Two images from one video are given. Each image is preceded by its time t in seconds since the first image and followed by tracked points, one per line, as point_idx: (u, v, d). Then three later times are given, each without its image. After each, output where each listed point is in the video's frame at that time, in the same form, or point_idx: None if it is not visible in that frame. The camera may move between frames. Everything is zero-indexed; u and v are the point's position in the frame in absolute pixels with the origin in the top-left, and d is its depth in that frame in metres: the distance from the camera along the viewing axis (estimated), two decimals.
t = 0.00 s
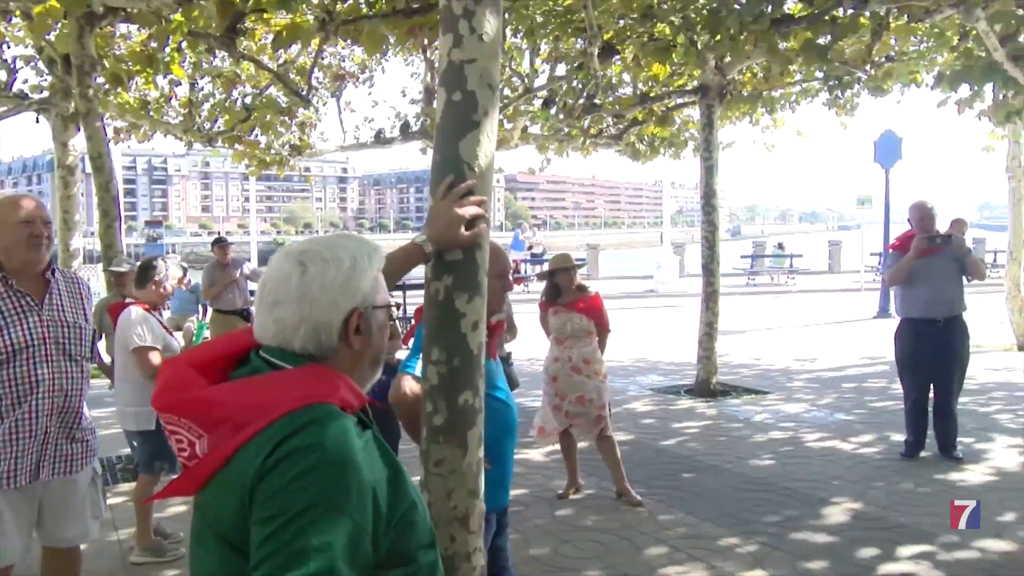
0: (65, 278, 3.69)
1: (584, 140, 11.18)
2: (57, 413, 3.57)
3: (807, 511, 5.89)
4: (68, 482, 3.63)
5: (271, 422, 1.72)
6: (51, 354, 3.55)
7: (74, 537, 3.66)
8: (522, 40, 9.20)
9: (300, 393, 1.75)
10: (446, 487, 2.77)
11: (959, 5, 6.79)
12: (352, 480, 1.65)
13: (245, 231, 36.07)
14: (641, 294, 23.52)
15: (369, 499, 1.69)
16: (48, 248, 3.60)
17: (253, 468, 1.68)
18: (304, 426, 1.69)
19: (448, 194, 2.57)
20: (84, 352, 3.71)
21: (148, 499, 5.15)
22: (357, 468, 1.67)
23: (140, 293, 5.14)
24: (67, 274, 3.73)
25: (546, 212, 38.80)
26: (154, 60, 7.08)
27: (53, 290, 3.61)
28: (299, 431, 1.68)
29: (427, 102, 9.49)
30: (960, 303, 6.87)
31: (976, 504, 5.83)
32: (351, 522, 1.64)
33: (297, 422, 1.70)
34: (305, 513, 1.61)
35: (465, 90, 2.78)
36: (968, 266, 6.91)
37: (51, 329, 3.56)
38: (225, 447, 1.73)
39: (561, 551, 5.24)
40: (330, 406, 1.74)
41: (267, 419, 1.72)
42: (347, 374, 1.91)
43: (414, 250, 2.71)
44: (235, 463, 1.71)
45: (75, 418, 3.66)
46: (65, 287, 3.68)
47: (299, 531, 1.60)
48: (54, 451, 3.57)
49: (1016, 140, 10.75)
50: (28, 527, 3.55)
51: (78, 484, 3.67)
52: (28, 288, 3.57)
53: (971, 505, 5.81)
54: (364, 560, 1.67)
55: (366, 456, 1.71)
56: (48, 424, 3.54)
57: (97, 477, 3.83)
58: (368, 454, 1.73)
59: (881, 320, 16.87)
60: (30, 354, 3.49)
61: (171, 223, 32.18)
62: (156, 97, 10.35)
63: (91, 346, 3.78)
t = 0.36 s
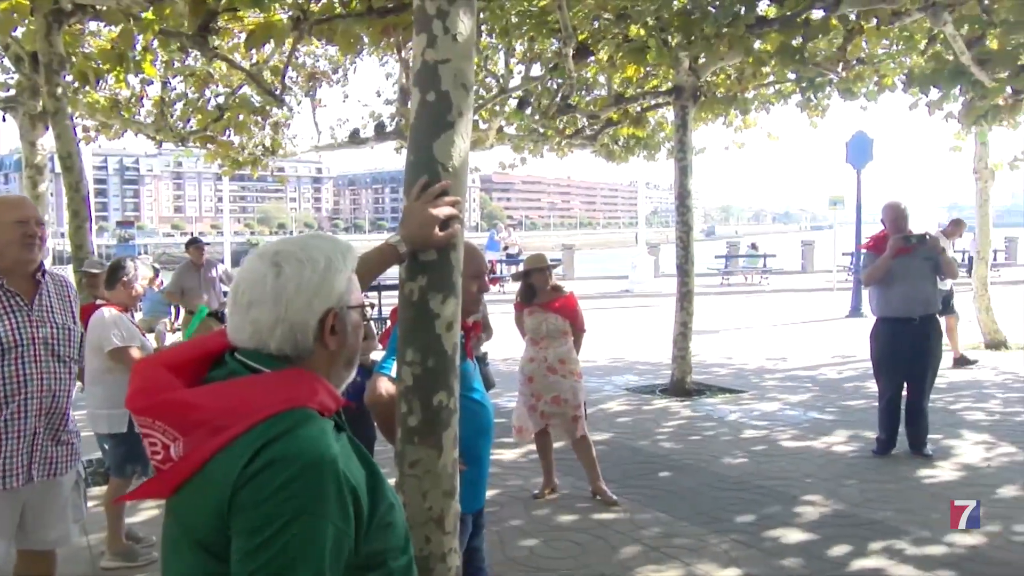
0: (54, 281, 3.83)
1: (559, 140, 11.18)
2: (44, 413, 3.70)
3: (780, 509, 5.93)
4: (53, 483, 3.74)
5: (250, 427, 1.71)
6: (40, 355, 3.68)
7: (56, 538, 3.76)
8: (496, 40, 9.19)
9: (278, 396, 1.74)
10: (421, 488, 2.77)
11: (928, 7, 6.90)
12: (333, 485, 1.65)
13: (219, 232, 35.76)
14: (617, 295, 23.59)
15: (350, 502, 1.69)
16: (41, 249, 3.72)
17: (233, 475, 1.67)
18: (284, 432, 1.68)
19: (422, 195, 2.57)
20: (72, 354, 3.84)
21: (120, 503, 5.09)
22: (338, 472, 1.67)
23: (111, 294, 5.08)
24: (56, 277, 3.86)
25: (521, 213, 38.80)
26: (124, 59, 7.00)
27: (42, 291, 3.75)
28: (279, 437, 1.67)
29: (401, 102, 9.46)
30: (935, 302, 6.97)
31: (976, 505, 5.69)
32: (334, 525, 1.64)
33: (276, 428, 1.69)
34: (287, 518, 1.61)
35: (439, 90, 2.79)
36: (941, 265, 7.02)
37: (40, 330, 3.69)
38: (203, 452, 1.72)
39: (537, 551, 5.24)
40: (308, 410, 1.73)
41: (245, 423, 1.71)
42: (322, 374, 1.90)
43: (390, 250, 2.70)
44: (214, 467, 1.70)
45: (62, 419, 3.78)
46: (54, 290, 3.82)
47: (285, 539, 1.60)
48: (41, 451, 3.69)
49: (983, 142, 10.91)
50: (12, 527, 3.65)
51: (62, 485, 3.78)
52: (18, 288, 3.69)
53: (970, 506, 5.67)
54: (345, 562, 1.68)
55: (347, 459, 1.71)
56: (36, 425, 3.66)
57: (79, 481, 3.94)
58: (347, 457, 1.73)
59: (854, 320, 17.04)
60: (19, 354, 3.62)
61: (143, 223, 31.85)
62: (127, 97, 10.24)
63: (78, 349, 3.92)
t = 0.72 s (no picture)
0: (22, 284, 3.78)
1: (533, 141, 11.17)
2: (10, 418, 3.65)
3: (753, 506, 5.98)
4: (18, 489, 3.69)
5: (215, 434, 1.69)
6: (6, 359, 3.64)
7: (20, 545, 3.68)
8: (470, 40, 9.16)
9: (244, 401, 1.73)
10: (394, 489, 2.76)
11: (895, 11, 7.00)
12: (300, 492, 1.64)
13: (190, 232, 35.39)
14: (591, 295, 23.66)
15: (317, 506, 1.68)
16: (11, 251, 3.70)
17: (198, 484, 1.65)
18: (250, 440, 1.66)
19: (394, 195, 2.56)
20: (39, 358, 3.79)
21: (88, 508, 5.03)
22: (305, 477, 1.66)
23: (79, 295, 5.01)
24: (25, 281, 3.81)
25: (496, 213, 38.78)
26: (91, 57, 6.89)
27: (10, 292, 3.70)
28: (245, 445, 1.65)
29: (374, 102, 9.41)
30: (904, 302, 7.06)
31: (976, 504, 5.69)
32: (301, 532, 1.64)
33: (242, 434, 1.67)
34: (253, 524, 1.60)
35: (411, 90, 2.78)
36: (910, 265, 7.09)
37: (6, 332, 3.65)
38: (167, 458, 1.70)
39: (511, 551, 5.24)
40: (274, 416, 1.72)
41: (210, 429, 1.69)
42: (290, 377, 1.89)
43: (361, 251, 2.69)
44: (179, 473, 1.68)
45: (29, 424, 3.72)
46: (22, 292, 3.77)
47: (253, 547, 1.60)
48: (7, 456, 3.64)
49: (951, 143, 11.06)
50: None
51: (29, 491, 3.73)
52: None
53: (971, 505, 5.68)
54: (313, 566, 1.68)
55: (315, 465, 1.70)
56: (2, 429, 3.61)
57: (45, 487, 3.88)
58: (314, 461, 1.73)
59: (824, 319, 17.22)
60: None
61: (112, 224, 31.44)
62: (94, 95, 10.09)
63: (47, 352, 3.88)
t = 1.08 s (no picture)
0: None
1: (501, 141, 11.15)
2: None
3: (720, 504, 6.04)
4: None
5: (181, 439, 1.67)
6: None
7: None
8: (438, 40, 9.13)
9: (210, 406, 1.71)
10: (360, 491, 2.76)
11: (856, 15, 7.11)
12: (268, 497, 1.64)
13: (153, 233, 34.90)
14: (558, 295, 23.72)
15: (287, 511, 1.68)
16: None
17: (165, 491, 1.63)
18: (217, 445, 1.65)
19: (360, 196, 2.54)
20: None
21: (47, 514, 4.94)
22: (273, 482, 1.65)
23: (38, 297, 4.92)
24: None
25: (463, 214, 38.71)
26: (49, 55, 6.76)
27: None
28: (212, 450, 1.64)
29: (340, 102, 9.35)
30: (867, 301, 7.16)
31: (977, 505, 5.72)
32: (272, 537, 1.63)
33: (209, 439, 1.66)
34: (223, 530, 1.59)
35: (376, 90, 2.77)
36: (874, 265, 7.19)
37: None
38: (132, 464, 1.68)
39: (480, 552, 5.24)
40: (241, 420, 1.71)
41: (176, 434, 1.68)
42: (256, 380, 1.87)
43: (324, 254, 2.59)
44: (144, 480, 1.66)
45: None
46: None
47: (223, 554, 1.58)
48: None
49: (912, 145, 11.25)
50: None
51: None
52: None
53: (973, 506, 5.71)
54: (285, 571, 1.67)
55: (283, 469, 1.69)
56: None
57: None
58: (282, 465, 1.72)
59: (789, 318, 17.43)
60: None
61: (73, 224, 30.91)
62: (53, 94, 9.90)
63: None
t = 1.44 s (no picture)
0: None
1: (462, 142, 11.12)
2: None
3: (680, 502, 6.08)
4: None
5: (143, 443, 1.65)
6: None
7: None
8: (399, 40, 9.09)
9: (172, 407, 1.69)
10: (320, 494, 2.74)
11: (813, 19, 7.22)
12: (237, 496, 1.63)
13: (108, 234, 34.29)
14: (521, 296, 23.76)
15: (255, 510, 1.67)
16: None
17: (130, 495, 1.60)
18: (183, 446, 1.63)
19: (318, 196, 2.52)
20: None
21: None
22: (241, 480, 1.64)
23: None
24: None
25: (425, 214, 38.60)
26: None
27: None
28: (177, 452, 1.62)
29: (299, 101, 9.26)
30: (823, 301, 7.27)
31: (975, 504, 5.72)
32: (241, 537, 1.62)
33: (174, 441, 1.64)
34: (193, 531, 1.57)
35: (335, 90, 2.76)
36: (829, 265, 7.31)
37: None
38: (92, 469, 1.65)
39: (441, 554, 5.21)
40: (204, 420, 1.69)
41: (138, 437, 1.65)
42: (216, 381, 1.85)
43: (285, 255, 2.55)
44: (107, 483, 1.63)
45: None
46: None
47: (192, 555, 1.56)
48: None
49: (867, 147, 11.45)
50: None
51: None
52: None
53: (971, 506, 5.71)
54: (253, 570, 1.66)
55: (249, 469, 1.68)
56: None
57: None
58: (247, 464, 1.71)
59: (747, 317, 17.65)
60: None
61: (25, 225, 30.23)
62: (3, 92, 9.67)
63: None
